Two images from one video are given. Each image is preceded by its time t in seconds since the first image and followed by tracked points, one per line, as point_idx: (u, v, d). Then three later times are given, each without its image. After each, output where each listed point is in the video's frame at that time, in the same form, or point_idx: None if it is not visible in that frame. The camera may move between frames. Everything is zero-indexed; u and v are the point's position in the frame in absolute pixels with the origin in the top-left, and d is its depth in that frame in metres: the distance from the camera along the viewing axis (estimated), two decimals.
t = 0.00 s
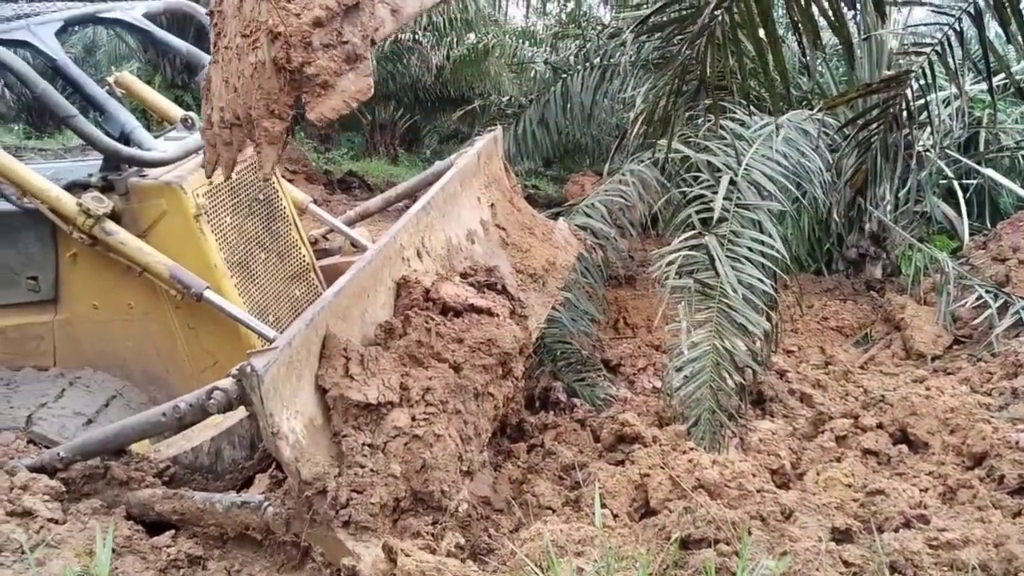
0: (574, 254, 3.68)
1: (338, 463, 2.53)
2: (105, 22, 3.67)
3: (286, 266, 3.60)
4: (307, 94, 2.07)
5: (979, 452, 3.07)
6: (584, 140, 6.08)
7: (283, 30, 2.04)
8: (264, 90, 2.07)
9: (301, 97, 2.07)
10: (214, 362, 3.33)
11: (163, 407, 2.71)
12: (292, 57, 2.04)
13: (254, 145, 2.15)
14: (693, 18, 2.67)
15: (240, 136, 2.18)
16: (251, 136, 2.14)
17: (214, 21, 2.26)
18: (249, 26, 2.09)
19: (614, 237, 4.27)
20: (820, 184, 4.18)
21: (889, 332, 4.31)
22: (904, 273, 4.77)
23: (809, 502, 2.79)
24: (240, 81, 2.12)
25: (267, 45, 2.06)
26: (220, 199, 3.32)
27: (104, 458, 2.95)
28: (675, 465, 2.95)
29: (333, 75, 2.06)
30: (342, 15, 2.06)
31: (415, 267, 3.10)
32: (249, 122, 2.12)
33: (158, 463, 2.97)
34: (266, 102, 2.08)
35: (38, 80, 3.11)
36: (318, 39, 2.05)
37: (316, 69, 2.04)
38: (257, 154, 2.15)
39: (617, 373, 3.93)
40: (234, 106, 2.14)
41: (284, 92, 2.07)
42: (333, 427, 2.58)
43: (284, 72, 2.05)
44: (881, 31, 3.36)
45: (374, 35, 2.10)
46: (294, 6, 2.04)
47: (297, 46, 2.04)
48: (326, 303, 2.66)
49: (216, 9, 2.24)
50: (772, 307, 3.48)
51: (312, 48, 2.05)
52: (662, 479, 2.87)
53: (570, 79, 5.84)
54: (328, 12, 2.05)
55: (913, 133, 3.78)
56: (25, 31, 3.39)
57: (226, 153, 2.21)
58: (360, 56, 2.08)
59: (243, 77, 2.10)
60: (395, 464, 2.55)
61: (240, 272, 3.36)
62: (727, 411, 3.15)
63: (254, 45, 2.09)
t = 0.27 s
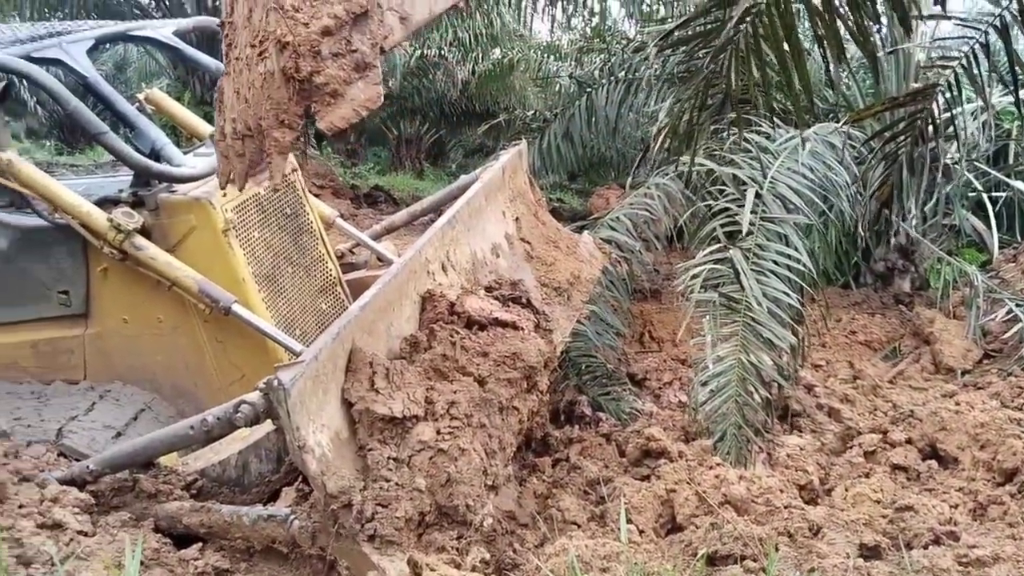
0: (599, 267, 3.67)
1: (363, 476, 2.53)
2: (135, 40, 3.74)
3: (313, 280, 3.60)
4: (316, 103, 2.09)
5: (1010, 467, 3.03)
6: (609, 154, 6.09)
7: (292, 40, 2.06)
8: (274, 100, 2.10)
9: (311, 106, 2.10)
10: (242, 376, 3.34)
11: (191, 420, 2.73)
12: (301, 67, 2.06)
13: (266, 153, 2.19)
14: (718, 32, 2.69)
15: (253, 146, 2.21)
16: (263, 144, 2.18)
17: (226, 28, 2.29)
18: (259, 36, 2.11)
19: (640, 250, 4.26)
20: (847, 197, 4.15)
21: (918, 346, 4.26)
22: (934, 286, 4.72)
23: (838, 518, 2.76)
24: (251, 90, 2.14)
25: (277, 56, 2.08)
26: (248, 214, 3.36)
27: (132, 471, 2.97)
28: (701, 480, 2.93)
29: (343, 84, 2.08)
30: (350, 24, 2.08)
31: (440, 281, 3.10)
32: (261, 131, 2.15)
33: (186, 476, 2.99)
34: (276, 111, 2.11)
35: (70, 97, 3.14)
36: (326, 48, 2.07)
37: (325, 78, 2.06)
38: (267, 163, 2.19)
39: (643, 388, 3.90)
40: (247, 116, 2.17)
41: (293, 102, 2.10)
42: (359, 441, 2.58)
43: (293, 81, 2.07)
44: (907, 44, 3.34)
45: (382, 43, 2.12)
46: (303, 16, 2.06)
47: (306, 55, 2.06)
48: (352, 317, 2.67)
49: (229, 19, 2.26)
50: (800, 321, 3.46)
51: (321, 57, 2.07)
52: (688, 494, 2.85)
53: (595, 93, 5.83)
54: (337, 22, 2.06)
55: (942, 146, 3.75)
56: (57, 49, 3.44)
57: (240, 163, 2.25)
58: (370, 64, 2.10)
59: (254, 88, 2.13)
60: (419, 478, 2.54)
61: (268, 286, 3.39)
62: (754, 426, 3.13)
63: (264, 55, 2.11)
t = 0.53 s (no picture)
0: (631, 279, 3.67)
1: (395, 487, 2.54)
2: (173, 56, 3.80)
3: (346, 290, 3.64)
4: (344, 110, 2.22)
5: None
6: (641, 165, 6.09)
7: (318, 48, 2.18)
8: (302, 108, 2.25)
9: (338, 113, 2.23)
10: (276, 386, 3.38)
11: (226, 429, 2.76)
12: (329, 75, 2.19)
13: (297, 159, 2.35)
14: (751, 43, 2.68)
15: (282, 156, 2.33)
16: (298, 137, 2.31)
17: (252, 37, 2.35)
18: (286, 45, 2.23)
19: (671, 262, 4.24)
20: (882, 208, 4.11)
21: (955, 359, 4.21)
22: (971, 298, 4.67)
23: (872, 533, 2.73)
24: (280, 99, 2.28)
25: (305, 65, 2.21)
26: (283, 226, 3.39)
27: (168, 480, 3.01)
28: (734, 494, 2.89)
29: (369, 90, 2.20)
30: (376, 31, 2.18)
31: (471, 292, 3.11)
32: (288, 141, 2.31)
33: (220, 485, 3.01)
34: (304, 120, 2.26)
35: (108, 111, 3.19)
36: (353, 56, 2.19)
37: (352, 85, 2.19)
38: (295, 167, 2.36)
39: (675, 400, 3.89)
40: (276, 125, 2.31)
41: (321, 109, 2.24)
42: (390, 451, 2.59)
43: (320, 88, 2.20)
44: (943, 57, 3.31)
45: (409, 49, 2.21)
46: (330, 25, 2.18)
47: (333, 63, 2.18)
48: (384, 329, 2.69)
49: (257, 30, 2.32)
50: (834, 333, 3.42)
51: (347, 64, 2.19)
52: (720, 508, 2.83)
53: (627, 104, 5.87)
54: (362, 29, 2.17)
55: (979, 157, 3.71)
56: (96, 64, 3.50)
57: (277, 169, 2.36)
58: (395, 71, 2.20)
59: (282, 96, 2.27)
60: (451, 489, 2.54)
61: (302, 297, 3.42)
62: (785, 438, 3.13)
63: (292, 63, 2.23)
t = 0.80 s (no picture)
0: (663, 283, 3.65)
1: (426, 491, 2.55)
2: (208, 63, 3.86)
3: (377, 295, 3.66)
4: (366, 120, 2.02)
5: None
6: (672, 170, 6.08)
7: (339, 60, 1.99)
8: (324, 119, 2.06)
9: (361, 123, 2.03)
10: (308, 390, 3.40)
11: (259, 433, 2.77)
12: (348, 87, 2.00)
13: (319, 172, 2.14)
14: (782, 47, 2.66)
15: (308, 166, 2.16)
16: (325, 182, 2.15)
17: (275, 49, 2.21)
18: (308, 57, 2.06)
19: (704, 267, 4.22)
20: (915, 213, 4.07)
21: (992, 365, 4.15)
22: (1008, 304, 4.60)
23: (907, 540, 2.69)
24: (301, 114, 2.11)
25: (325, 77, 2.02)
26: (315, 231, 3.41)
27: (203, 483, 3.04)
28: (767, 500, 2.87)
29: (391, 99, 2.01)
30: (396, 40, 1.99)
31: (501, 297, 3.11)
32: (314, 151, 2.12)
33: (254, 488, 3.03)
34: (327, 130, 2.07)
35: (145, 119, 3.23)
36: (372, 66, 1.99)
37: (373, 95, 1.99)
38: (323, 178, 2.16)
39: (707, 406, 3.87)
40: (302, 136, 2.12)
41: (344, 120, 2.05)
42: (421, 456, 2.60)
43: (342, 100, 2.02)
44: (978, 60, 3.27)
45: (432, 56, 2.00)
46: (349, 36, 1.99)
47: (354, 73, 1.99)
48: (415, 333, 2.69)
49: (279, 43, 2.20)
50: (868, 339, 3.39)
51: (369, 73, 2.00)
52: (753, 514, 2.80)
53: (659, 108, 5.83)
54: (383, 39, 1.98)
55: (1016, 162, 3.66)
56: (133, 73, 3.55)
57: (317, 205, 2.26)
58: (416, 79, 2.01)
59: (305, 108, 2.09)
60: (481, 494, 2.54)
61: (334, 303, 3.44)
62: (817, 444, 3.12)
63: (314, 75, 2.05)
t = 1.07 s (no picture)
0: (692, 284, 3.64)
1: (454, 491, 2.56)
2: (242, 67, 3.93)
3: (405, 296, 3.65)
4: (377, 145, 1.91)
5: None
6: (701, 170, 6.06)
7: (347, 86, 1.88)
8: (336, 145, 1.93)
9: (371, 150, 1.92)
10: (338, 391, 3.42)
11: (288, 433, 2.79)
12: (359, 111, 1.90)
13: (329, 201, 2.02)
14: (811, 46, 2.64)
15: (324, 189, 2.00)
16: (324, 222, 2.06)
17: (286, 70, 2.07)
18: (317, 83, 1.93)
19: (733, 268, 4.19)
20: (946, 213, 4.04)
21: None
22: None
23: (939, 544, 2.66)
24: (309, 138, 1.98)
25: (335, 104, 1.91)
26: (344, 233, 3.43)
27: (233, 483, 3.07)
28: (797, 504, 2.85)
29: (401, 122, 1.91)
30: (404, 63, 1.88)
31: (528, 298, 3.12)
32: (325, 178, 1.97)
33: (283, 487, 3.05)
34: (339, 156, 1.95)
35: (176, 121, 3.28)
36: (379, 92, 1.89)
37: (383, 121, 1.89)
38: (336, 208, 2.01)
39: (737, 408, 3.85)
40: (314, 160, 1.97)
41: (356, 146, 1.93)
42: (449, 456, 2.60)
43: (353, 127, 1.91)
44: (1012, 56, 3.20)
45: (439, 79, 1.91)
46: (357, 62, 1.87)
47: (363, 99, 1.89)
48: (443, 334, 2.70)
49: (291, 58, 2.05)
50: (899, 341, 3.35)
51: (378, 98, 1.90)
52: (782, 517, 2.78)
53: (688, 108, 5.80)
54: (391, 65, 1.86)
55: None
56: (167, 77, 3.60)
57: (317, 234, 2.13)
58: (426, 100, 1.92)
59: (316, 133, 1.95)
60: (509, 494, 2.55)
61: (362, 304, 3.47)
62: (847, 447, 3.08)
63: (322, 102, 1.93)
